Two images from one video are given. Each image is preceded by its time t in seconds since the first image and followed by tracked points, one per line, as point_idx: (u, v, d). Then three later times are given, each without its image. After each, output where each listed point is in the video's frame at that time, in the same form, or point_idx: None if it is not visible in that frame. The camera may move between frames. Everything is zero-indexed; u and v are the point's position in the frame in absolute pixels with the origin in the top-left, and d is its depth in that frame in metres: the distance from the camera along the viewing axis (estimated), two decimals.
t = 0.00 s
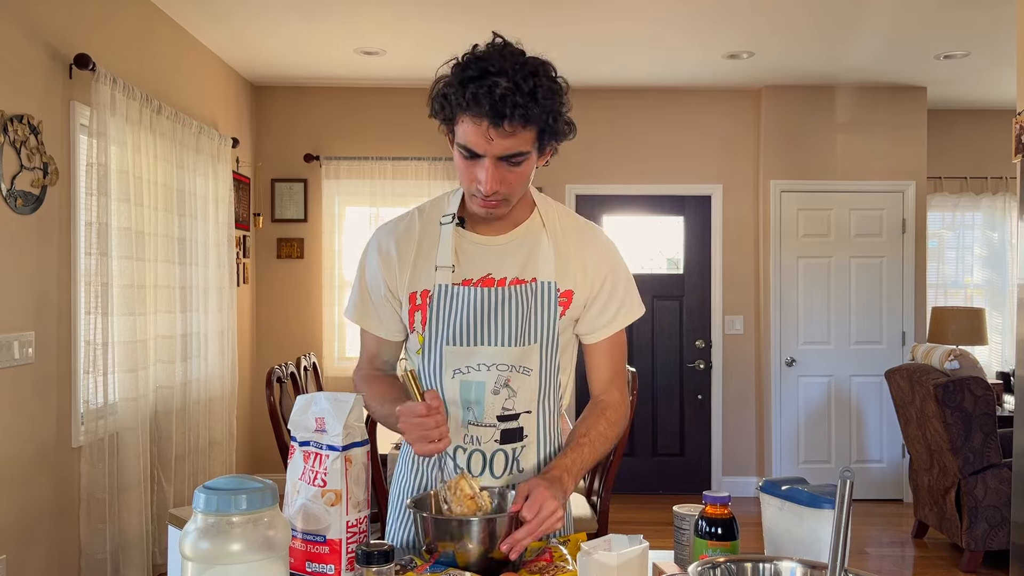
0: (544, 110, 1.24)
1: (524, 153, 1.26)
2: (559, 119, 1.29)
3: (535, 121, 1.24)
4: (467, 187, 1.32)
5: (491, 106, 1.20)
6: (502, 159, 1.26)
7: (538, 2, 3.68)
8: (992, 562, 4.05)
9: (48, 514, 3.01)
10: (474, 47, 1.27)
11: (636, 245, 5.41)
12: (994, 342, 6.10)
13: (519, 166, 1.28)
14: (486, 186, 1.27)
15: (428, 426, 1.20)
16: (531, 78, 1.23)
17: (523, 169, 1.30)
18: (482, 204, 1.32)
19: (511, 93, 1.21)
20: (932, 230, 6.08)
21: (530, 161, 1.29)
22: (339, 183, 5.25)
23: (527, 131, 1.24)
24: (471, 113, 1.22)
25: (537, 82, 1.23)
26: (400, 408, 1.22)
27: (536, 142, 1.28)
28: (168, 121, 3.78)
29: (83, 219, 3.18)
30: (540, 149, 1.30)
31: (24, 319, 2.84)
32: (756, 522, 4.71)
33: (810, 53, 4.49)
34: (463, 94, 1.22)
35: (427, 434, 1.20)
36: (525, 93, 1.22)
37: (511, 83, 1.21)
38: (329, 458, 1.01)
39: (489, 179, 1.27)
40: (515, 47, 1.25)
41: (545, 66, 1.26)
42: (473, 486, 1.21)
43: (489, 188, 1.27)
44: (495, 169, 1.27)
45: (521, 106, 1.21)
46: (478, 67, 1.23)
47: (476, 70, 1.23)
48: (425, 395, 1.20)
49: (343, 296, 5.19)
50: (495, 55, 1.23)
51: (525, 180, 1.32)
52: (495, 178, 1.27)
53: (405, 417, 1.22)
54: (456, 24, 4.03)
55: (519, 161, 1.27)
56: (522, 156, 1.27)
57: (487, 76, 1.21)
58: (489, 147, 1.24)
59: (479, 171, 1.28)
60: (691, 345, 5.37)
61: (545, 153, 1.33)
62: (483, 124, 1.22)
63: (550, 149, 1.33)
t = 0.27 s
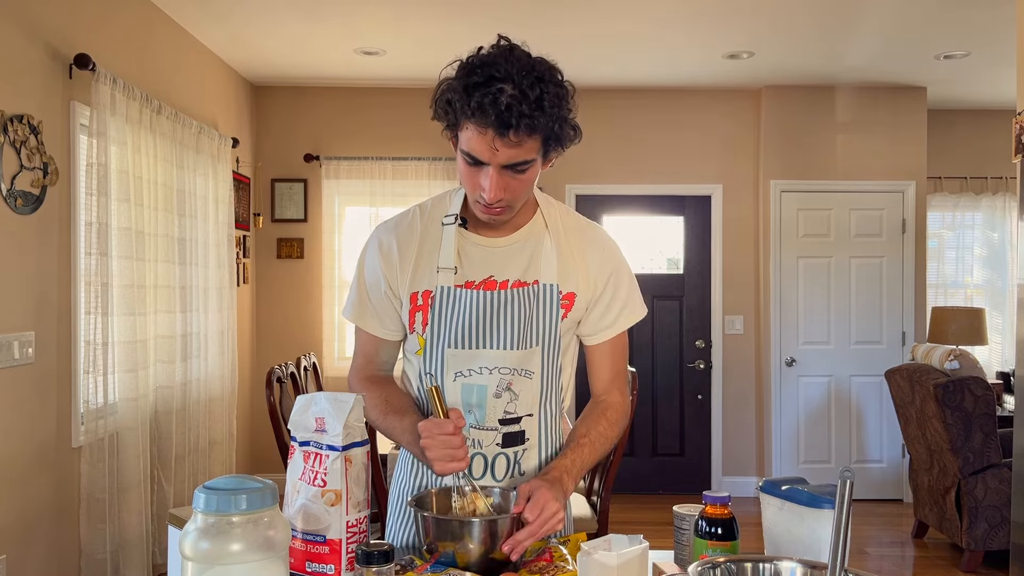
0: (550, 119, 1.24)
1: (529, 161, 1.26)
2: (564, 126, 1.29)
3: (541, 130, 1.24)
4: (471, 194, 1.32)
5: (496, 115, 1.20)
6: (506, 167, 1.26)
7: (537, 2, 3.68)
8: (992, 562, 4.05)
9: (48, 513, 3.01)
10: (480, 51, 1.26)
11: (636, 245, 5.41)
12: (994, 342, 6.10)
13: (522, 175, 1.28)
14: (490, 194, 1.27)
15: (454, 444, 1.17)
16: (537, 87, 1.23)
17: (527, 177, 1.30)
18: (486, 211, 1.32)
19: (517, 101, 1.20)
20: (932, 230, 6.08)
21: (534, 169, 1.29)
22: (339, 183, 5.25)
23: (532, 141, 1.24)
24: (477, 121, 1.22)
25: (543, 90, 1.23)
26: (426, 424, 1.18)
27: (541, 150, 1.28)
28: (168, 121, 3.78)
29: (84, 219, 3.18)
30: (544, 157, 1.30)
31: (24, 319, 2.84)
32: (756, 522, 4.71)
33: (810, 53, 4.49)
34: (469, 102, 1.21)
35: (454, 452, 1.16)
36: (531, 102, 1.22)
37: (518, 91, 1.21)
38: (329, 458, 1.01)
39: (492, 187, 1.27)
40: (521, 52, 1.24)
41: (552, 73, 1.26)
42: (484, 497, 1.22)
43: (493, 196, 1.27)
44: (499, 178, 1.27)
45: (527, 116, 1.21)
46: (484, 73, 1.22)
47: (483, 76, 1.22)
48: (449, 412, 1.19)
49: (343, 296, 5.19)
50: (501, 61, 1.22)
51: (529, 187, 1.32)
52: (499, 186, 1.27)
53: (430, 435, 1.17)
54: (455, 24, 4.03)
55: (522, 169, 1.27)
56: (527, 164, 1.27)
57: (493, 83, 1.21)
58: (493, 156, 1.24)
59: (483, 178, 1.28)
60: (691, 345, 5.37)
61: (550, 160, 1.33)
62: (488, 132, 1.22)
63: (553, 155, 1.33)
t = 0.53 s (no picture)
0: (549, 124, 1.24)
1: (527, 166, 1.27)
2: (564, 130, 1.29)
3: (540, 135, 1.24)
4: (469, 196, 1.32)
5: (495, 119, 1.20)
6: (505, 171, 1.26)
7: (537, 2, 3.68)
8: (992, 562, 4.05)
9: (48, 513, 3.01)
10: (480, 53, 1.25)
11: (636, 246, 5.41)
12: (993, 342, 6.10)
13: (521, 179, 1.29)
14: (488, 198, 1.28)
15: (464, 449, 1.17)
16: (538, 91, 1.23)
17: (525, 181, 1.30)
18: (484, 213, 1.32)
19: (517, 106, 1.20)
20: (932, 230, 6.09)
21: (532, 172, 1.29)
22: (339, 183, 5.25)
23: (531, 146, 1.24)
24: (475, 126, 1.22)
25: (543, 94, 1.23)
26: (439, 425, 1.18)
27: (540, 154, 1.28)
28: (168, 121, 3.78)
29: (84, 219, 3.18)
30: (543, 161, 1.31)
31: (24, 319, 2.84)
32: (756, 522, 4.71)
33: (810, 53, 4.49)
34: (468, 106, 1.21)
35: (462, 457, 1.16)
36: (531, 106, 1.22)
37: (517, 95, 1.21)
38: (329, 458, 1.01)
39: (491, 191, 1.27)
40: (521, 55, 1.24)
41: (552, 76, 1.25)
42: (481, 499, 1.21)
43: (492, 200, 1.28)
44: (498, 181, 1.27)
45: (527, 121, 1.21)
46: (484, 76, 1.22)
47: (482, 79, 1.22)
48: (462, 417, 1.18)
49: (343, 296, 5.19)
50: (501, 65, 1.22)
51: (527, 189, 1.33)
52: (498, 189, 1.27)
53: (442, 437, 1.17)
54: (456, 24, 4.03)
55: (520, 173, 1.27)
56: (525, 169, 1.27)
57: (493, 87, 1.20)
58: (492, 160, 1.24)
59: (482, 181, 1.28)
60: (691, 345, 5.37)
61: (548, 163, 1.33)
62: (487, 136, 1.22)
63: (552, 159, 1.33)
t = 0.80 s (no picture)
0: (544, 122, 1.24)
1: (523, 163, 1.27)
2: (559, 128, 1.29)
3: (535, 133, 1.24)
4: (465, 194, 1.32)
5: (489, 118, 1.20)
6: (500, 169, 1.26)
7: (537, 2, 3.68)
8: (992, 562, 4.05)
9: (48, 513, 3.01)
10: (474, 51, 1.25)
11: (636, 246, 5.41)
12: (994, 342, 6.10)
13: (516, 176, 1.29)
14: (484, 195, 1.28)
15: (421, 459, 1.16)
16: (532, 89, 1.22)
17: (521, 179, 1.30)
18: (480, 211, 1.33)
19: (511, 105, 1.20)
20: (932, 230, 6.08)
21: (528, 170, 1.30)
22: (339, 183, 5.25)
23: (526, 144, 1.24)
24: (470, 124, 1.22)
25: (537, 92, 1.23)
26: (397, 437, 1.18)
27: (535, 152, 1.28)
28: (168, 121, 3.78)
29: (84, 219, 3.18)
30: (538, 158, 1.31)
31: (24, 319, 2.84)
32: (756, 522, 4.71)
33: (810, 53, 4.49)
34: (463, 105, 1.21)
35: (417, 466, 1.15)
36: (525, 104, 1.21)
37: (511, 93, 1.21)
38: (329, 458, 1.01)
39: (486, 189, 1.28)
40: (515, 53, 1.23)
41: (547, 73, 1.25)
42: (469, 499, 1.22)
43: (487, 198, 1.28)
44: (494, 179, 1.27)
45: (521, 119, 1.21)
46: (478, 75, 1.22)
47: (476, 77, 1.22)
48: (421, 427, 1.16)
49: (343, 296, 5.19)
50: (495, 63, 1.22)
51: (524, 187, 1.33)
52: (493, 187, 1.28)
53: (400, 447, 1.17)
54: (456, 24, 4.03)
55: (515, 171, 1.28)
56: (520, 166, 1.27)
57: (487, 86, 1.20)
58: (486, 158, 1.25)
59: (478, 179, 1.28)
60: (691, 345, 5.37)
61: (544, 160, 1.33)
62: (481, 134, 1.22)
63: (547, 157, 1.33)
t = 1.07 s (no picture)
0: (545, 127, 1.24)
1: (524, 167, 1.27)
2: (559, 132, 1.28)
3: (536, 138, 1.24)
4: (464, 196, 1.32)
5: (490, 123, 1.20)
6: (501, 173, 1.26)
7: (537, 2, 3.68)
8: (992, 562, 4.05)
9: (48, 513, 3.01)
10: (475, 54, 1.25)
11: (635, 246, 5.41)
12: (994, 342, 6.10)
13: (516, 180, 1.29)
14: (485, 199, 1.28)
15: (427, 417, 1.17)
16: (533, 94, 1.22)
17: (522, 183, 1.30)
18: (481, 214, 1.33)
19: (512, 110, 1.20)
20: (932, 230, 6.08)
21: (528, 174, 1.30)
22: (339, 183, 5.25)
23: (527, 149, 1.24)
24: (471, 129, 1.21)
25: (537, 97, 1.22)
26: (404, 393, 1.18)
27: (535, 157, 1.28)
28: (168, 121, 3.78)
29: (84, 219, 3.18)
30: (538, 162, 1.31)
31: (24, 320, 2.83)
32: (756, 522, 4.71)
33: (810, 53, 4.49)
34: (464, 109, 1.21)
35: (423, 425, 1.17)
36: (526, 110, 1.21)
37: (513, 98, 1.20)
38: (329, 458, 1.01)
39: (487, 193, 1.28)
40: (517, 57, 1.23)
41: (547, 78, 1.25)
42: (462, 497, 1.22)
43: (488, 201, 1.28)
44: (496, 183, 1.27)
45: (523, 125, 1.21)
46: (479, 78, 1.21)
47: (478, 81, 1.21)
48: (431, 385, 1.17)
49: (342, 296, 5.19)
50: (497, 67, 1.21)
51: (524, 190, 1.33)
52: (494, 191, 1.28)
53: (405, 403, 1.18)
54: (456, 24, 4.03)
55: (516, 175, 1.28)
56: (521, 170, 1.27)
57: (488, 90, 1.20)
58: (487, 162, 1.24)
59: (479, 183, 1.28)
60: (691, 345, 5.37)
61: (543, 164, 1.33)
62: (482, 139, 1.22)
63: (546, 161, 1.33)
